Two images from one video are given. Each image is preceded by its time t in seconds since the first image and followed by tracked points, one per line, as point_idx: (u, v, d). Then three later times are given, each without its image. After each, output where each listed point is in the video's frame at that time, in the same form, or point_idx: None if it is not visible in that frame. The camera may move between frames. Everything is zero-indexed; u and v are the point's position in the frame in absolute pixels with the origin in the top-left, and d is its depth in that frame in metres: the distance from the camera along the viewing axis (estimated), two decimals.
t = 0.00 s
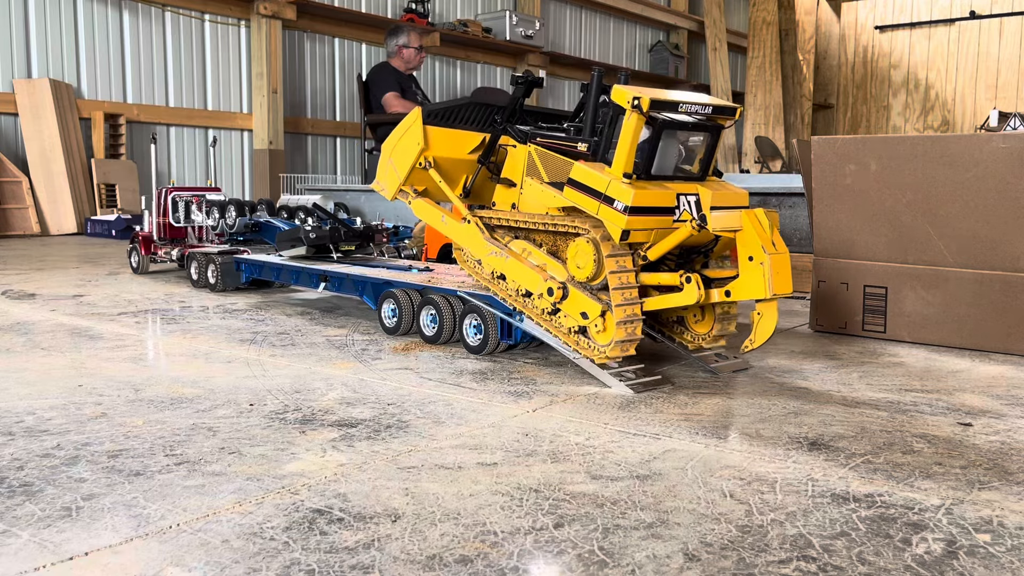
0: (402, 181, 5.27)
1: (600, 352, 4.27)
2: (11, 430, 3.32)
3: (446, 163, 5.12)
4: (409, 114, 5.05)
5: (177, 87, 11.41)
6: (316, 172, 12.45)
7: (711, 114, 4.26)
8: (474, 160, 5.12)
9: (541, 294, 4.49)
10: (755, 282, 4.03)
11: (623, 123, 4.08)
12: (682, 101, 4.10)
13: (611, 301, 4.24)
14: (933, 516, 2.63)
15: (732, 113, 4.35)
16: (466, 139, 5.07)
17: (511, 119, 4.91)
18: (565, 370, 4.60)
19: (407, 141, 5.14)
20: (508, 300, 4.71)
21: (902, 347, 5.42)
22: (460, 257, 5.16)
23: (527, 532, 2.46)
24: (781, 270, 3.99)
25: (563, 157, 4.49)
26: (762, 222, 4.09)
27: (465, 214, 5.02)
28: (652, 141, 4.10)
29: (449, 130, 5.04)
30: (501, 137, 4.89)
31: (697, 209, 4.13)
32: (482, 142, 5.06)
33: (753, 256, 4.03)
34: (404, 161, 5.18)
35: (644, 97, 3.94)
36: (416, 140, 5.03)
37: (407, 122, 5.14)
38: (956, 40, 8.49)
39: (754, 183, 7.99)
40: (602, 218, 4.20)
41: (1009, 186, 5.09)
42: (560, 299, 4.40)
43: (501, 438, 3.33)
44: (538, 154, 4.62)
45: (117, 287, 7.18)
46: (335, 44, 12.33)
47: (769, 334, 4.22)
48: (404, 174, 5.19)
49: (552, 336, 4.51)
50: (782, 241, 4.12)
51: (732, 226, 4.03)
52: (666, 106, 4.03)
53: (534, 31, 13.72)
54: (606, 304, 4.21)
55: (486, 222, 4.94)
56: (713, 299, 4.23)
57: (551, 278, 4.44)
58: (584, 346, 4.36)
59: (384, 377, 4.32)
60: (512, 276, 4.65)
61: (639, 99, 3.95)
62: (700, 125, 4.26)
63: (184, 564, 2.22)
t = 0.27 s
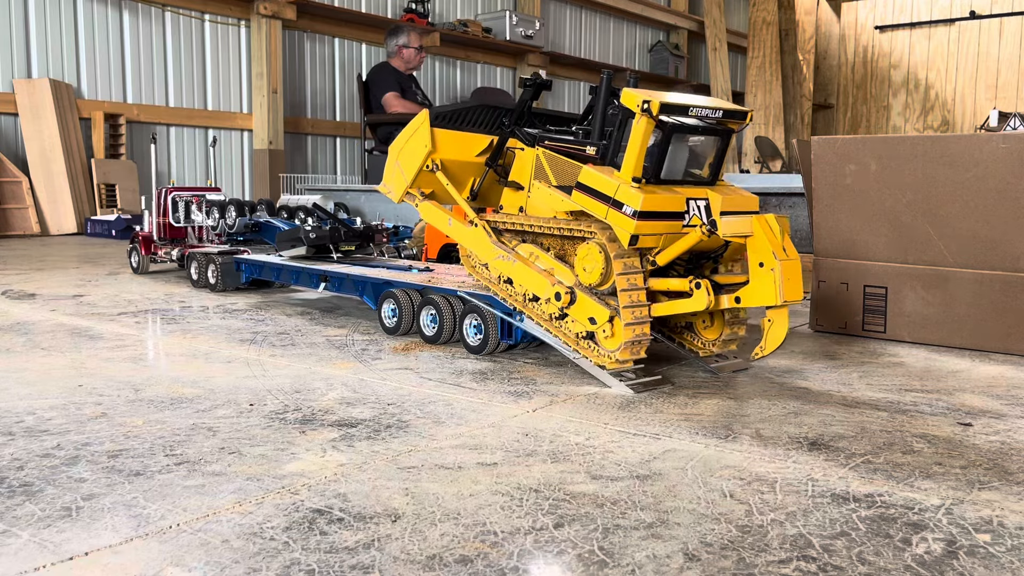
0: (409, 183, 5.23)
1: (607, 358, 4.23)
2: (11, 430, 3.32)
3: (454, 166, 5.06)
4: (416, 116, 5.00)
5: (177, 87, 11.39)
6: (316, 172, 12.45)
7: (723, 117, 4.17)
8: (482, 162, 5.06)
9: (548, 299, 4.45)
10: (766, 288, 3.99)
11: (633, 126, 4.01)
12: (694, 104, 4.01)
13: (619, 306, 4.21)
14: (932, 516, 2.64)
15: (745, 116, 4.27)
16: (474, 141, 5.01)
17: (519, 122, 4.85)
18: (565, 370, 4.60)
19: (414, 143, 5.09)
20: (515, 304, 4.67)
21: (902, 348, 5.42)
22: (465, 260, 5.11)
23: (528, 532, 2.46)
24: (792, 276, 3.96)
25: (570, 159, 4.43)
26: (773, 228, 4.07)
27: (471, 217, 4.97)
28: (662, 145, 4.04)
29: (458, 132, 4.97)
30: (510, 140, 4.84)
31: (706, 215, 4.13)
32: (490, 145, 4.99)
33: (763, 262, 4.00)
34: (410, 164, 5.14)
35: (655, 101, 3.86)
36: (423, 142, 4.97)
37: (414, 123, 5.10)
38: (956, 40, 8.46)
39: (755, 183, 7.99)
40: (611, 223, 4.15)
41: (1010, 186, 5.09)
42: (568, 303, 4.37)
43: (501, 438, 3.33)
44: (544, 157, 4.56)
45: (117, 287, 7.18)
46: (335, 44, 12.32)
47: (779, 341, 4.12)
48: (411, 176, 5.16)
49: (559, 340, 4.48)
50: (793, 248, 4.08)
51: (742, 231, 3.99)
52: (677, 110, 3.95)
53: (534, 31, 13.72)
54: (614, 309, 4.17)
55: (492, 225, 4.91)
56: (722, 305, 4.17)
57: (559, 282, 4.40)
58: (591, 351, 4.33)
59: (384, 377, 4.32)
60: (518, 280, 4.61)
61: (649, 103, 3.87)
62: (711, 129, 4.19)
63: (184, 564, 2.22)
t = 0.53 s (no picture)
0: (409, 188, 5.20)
1: (621, 366, 4.16)
2: (11, 430, 3.32)
3: (455, 170, 5.06)
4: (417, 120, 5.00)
5: (177, 87, 11.36)
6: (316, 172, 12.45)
7: (734, 121, 4.13)
8: (482, 166, 5.07)
9: (558, 306, 4.39)
10: (783, 295, 3.96)
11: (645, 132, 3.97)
12: (705, 108, 3.98)
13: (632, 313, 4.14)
14: (932, 516, 2.63)
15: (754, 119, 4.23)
16: (474, 144, 5.01)
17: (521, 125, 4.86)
18: (565, 370, 4.60)
19: (415, 147, 5.08)
20: (523, 312, 4.61)
21: (902, 348, 5.42)
22: (470, 264, 5.03)
23: (528, 532, 2.46)
24: (810, 284, 3.94)
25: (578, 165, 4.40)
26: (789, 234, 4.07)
27: (476, 224, 4.91)
28: (674, 150, 4.00)
29: (459, 136, 4.98)
30: (512, 143, 4.84)
31: (717, 220, 4.10)
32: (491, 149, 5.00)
33: (780, 268, 3.99)
34: (411, 169, 5.12)
35: (667, 106, 3.84)
36: (425, 146, 4.98)
37: (415, 127, 5.10)
38: (956, 40, 8.45)
39: (754, 183, 7.99)
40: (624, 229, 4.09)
41: (1010, 186, 5.09)
42: (579, 311, 4.30)
43: (501, 438, 3.33)
44: (554, 163, 4.54)
45: (117, 287, 7.18)
46: (335, 44, 12.32)
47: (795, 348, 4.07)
48: (412, 181, 5.13)
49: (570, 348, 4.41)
50: (808, 252, 4.06)
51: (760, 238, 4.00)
52: (689, 115, 3.92)
53: (534, 31, 13.73)
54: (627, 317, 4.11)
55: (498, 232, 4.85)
56: (738, 311, 4.13)
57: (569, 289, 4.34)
58: (604, 360, 4.26)
59: (385, 377, 4.32)
60: (527, 287, 4.54)
61: (662, 108, 3.84)
62: (722, 133, 4.15)
63: (184, 564, 2.22)
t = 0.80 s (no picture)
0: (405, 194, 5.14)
1: (639, 375, 4.08)
2: (11, 430, 3.32)
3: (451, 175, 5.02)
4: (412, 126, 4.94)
5: (177, 87, 11.33)
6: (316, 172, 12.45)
7: (743, 125, 4.06)
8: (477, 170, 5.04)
9: (570, 315, 4.31)
10: (803, 301, 3.85)
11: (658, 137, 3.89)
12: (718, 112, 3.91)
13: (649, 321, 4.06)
14: (933, 516, 2.63)
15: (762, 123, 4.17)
16: (470, 148, 4.98)
17: (520, 128, 4.79)
18: (564, 370, 4.60)
19: (409, 153, 5.02)
20: (532, 319, 4.56)
21: (903, 348, 5.42)
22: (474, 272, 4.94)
23: (528, 532, 2.46)
24: (829, 288, 3.86)
25: (585, 169, 4.32)
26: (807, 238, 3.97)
27: (479, 230, 4.83)
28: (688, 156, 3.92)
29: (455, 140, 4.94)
30: (509, 147, 4.79)
31: (728, 223, 4.10)
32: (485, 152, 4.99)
33: (800, 272, 3.87)
34: (407, 175, 5.06)
35: (684, 111, 3.76)
36: (420, 152, 4.92)
37: (408, 133, 5.03)
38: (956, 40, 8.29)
39: (755, 183, 7.99)
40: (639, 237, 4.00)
41: (1010, 186, 5.10)
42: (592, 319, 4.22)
43: (501, 438, 3.34)
44: (556, 166, 4.46)
45: (117, 287, 7.18)
46: (335, 45, 12.32)
47: (816, 353, 3.95)
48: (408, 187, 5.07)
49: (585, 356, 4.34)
50: (826, 256, 3.96)
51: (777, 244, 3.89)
52: (704, 120, 3.84)
53: (534, 31, 13.72)
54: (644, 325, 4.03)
55: (502, 238, 4.77)
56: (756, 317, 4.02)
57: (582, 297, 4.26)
58: (620, 368, 4.18)
59: (385, 377, 4.32)
60: (536, 296, 4.46)
61: (678, 113, 3.77)
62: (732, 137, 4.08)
63: (184, 564, 2.22)
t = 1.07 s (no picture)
0: (409, 198, 5.11)
1: (648, 381, 4.02)
2: (11, 430, 3.32)
3: (455, 179, 5.02)
4: (418, 128, 4.94)
5: (177, 87, 11.32)
6: (316, 172, 12.45)
7: (751, 127, 4.03)
8: (482, 173, 5.06)
9: (578, 320, 4.27)
10: (814, 305, 3.82)
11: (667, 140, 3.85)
12: (727, 114, 3.87)
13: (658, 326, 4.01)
14: (933, 516, 2.63)
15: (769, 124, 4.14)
16: (476, 151, 5.01)
17: (526, 130, 4.79)
18: (564, 370, 4.60)
19: (414, 156, 5.00)
20: (540, 325, 4.52)
21: (903, 348, 5.42)
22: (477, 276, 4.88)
23: (527, 532, 2.46)
24: (840, 292, 3.84)
25: (592, 172, 4.28)
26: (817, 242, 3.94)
27: (485, 234, 4.77)
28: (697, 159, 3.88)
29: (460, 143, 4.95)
30: (515, 150, 4.83)
31: (737, 226, 4.04)
32: (490, 155, 5.02)
33: (811, 276, 3.84)
34: (412, 178, 5.03)
35: (694, 114, 3.72)
36: (426, 155, 4.91)
37: (413, 136, 5.02)
38: (956, 41, 8.23)
39: (755, 183, 7.99)
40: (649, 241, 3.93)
41: (1010, 186, 5.11)
42: (600, 324, 4.18)
43: (501, 438, 3.33)
44: (564, 168, 4.44)
45: (117, 287, 7.18)
46: (335, 45, 12.32)
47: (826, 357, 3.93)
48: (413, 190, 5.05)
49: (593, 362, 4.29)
50: (835, 259, 3.96)
51: (788, 247, 3.87)
52: (714, 123, 3.81)
53: (534, 31, 13.72)
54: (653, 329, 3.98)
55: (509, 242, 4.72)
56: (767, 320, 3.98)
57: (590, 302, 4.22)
58: (628, 374, 4.12)
59: (385, 377, 4.32)
60: (543, 300, 4.42)
61: (688, 116, 3.73)
62: (740, 139, 4.04)
63: (184, 564, 2.22)
